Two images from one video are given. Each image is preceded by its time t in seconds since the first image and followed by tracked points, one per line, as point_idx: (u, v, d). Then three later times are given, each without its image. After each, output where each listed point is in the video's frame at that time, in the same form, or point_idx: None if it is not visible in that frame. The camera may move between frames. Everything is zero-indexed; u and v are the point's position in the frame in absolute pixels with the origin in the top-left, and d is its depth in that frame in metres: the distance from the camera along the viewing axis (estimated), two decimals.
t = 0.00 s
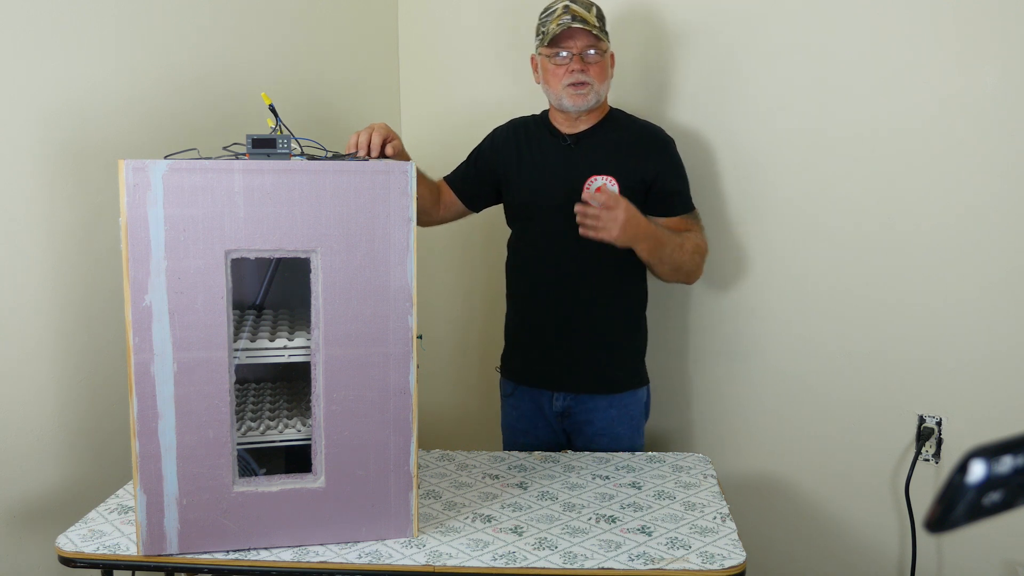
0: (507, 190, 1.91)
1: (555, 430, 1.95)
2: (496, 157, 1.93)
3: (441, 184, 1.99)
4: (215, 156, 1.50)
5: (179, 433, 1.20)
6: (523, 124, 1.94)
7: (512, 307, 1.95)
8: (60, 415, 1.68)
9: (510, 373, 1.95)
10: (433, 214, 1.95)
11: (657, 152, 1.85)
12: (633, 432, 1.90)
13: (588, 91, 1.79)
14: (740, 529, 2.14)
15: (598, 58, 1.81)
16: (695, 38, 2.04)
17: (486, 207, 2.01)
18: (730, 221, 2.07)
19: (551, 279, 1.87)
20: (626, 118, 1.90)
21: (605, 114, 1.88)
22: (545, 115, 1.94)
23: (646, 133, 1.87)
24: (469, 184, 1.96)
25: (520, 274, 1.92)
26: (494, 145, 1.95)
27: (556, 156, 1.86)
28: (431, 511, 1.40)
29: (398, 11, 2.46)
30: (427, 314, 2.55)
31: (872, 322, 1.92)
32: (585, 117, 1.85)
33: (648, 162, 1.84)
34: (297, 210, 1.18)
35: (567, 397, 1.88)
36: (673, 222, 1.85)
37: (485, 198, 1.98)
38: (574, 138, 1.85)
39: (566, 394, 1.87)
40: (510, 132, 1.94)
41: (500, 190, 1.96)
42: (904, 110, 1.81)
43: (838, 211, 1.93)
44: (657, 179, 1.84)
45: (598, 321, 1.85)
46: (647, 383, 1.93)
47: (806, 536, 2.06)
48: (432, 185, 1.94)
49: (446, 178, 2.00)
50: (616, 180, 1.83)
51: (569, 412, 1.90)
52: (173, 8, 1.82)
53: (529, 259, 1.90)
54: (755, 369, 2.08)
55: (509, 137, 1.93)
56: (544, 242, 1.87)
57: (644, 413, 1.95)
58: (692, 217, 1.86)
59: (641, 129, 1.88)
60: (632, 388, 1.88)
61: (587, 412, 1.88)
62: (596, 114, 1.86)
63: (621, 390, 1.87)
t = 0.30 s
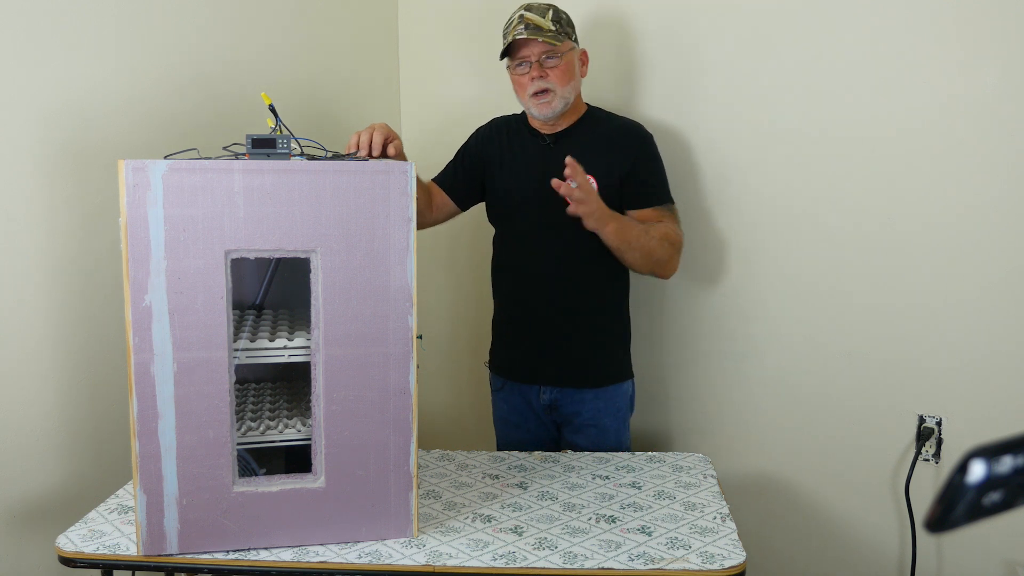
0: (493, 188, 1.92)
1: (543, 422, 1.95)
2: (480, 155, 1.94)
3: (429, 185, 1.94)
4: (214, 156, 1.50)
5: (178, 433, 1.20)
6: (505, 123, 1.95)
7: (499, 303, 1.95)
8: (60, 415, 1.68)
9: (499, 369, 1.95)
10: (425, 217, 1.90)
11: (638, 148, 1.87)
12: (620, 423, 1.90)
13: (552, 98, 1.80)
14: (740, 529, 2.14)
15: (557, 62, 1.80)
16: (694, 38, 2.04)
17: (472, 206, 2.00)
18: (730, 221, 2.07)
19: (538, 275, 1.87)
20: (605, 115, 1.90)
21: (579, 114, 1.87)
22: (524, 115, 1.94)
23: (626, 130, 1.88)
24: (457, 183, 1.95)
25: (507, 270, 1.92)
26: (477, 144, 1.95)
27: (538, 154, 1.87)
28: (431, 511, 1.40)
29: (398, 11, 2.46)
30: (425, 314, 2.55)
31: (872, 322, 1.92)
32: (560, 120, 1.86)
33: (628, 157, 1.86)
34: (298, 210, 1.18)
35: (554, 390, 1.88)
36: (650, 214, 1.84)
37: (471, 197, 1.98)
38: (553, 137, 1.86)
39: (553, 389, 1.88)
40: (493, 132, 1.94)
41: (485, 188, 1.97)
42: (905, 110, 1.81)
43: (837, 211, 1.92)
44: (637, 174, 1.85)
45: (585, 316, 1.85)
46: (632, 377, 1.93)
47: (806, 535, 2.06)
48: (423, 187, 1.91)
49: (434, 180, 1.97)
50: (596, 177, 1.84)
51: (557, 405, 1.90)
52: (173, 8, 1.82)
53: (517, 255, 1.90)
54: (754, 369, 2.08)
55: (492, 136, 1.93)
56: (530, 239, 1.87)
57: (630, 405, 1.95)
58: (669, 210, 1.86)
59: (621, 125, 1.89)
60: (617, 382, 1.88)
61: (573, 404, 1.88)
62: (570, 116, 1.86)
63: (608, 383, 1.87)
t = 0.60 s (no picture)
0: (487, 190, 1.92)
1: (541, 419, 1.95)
2: (472, 158, 1.94)
3: (425, 187, 1.91)
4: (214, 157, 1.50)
5: (178, 433, 1.20)
6: (497, 125, 1.94)
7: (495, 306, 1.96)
8: (60, 415, 1.68)
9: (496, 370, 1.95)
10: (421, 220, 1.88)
11: (627, 143, 1.85)
12: (617, 422, 1.90)
13: (551, 93, 1.80)
14: (740, 529, 2.14)
15: (558, 57, 1.81)
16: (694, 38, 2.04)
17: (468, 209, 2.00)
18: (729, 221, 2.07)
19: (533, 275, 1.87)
20: (597, 113, 1.90)
21: (573, 112, 1.88)
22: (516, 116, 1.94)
23: (617, 126, 1.87)
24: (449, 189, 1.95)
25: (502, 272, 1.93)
26: (469, 146, 1.95)
27: (527, 155, 1.87)
28: (431, 511, 1.40)
29: (398, 11, 2.46)
30: (425, 313, 2.55)
31: (872, 322, 1.92)
32: (554, 118, 1.85)
33: (616, 154, 1.84)
34: (297, 210, 1.18)
35: (553, 389, 1.88)
36: (636, 212, 1.82)
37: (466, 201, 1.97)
38: (544, 137, 1.86)
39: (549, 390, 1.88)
40: (485, 134, 1.94)
41: (479, 189, 1.97)
42: (904, 110, 1.81)
43: (837, 211, 1.92)
44: (625, 169, 1.82)
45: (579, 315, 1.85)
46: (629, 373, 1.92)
47: (806, 535, 2.06)
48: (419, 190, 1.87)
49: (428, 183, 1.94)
50: (587, 175, 1.83)
51: (554, 404, 1.90)
52: (173, 8, 1.82)
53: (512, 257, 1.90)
54: (754, 369, 2.08)
55: (484, 138, 1.94)
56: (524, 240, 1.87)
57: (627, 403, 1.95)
58: (655, 207, 1.82)
59: (611, 123, 1.87)
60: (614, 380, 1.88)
61: (571, 402, 1.88)
62: (565, 113, 1.86)
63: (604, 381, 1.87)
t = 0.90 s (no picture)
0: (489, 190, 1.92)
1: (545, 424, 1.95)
2: (475, 158, 1.94)
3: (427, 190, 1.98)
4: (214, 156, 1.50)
5: (178, 433, 1.20)
6: (501, 125, 1.94)
7: (497, 309, 1.96)
8: (60, 415, 1.68)
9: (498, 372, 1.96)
10: (423, 223, 1.94)
11: (634, 146, 1.85)
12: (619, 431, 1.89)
13: (555, 88, 1.81)
14: (741, 530, 2.14)
15: (563, 54, 1.83)
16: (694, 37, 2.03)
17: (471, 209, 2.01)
18: (729, 221, 2.07)
19: (535, 277, 1.87)
20: (602, 114, 1.89)
21: (578, 109, 1.88)
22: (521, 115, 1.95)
23: (623, 129, 1.86)
24: (453, 190, 1.96)
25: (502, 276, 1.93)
26: (473, 146, 1.95)
27: (531, 155, 1.87)
28: (431, 511, 1.40)
29: (398, 11, 2.46)
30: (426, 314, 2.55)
31: (872, 321, 1.92)
32: (558, 115, 1.86)
33: (622, 158, 1.84)
34: (297, 210, 1.18)
35: (553, 394, 1.90)
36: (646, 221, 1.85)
37: (469, 202, 1.98)
38: (548, 137, 1.86)
39: (552, 392, 1.90)
40: (489, 135, 1.94)
41: (482, 190, 1.97)
42: (904, 110, 1.81)
43: (837, 211, 1.92)
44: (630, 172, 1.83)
45: (582, 319, 1.85)
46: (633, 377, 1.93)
47: (806, 535, 2.06)
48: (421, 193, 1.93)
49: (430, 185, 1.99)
50: (593, 176, 1.83)
51: (556, 410, 1.92)
52: (172, 7, 1.82)
53: (512, 258, 1.90)
54: (754, 369, 2.08)
55: (487, 138, 1.94)
56: (526, 242, 1.87)
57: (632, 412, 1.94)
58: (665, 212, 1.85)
59: (616, 124, 1.87)
60: (617, 384, 1.88)
61: (574, 410, 1.90)
62: (569, 111, 1.87)
63: (605, 386, 1.87)
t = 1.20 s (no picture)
0: (502, 192, 1.90)
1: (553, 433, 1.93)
2: (488, 158, 1.92)
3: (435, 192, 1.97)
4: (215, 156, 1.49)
5: (178, 433, 1.20)
6: (515, 125, 1.93)
7: (506, 313, 1.94)
8: (59, 415, 1.68)
9: (507, 378, 1.94)
10: (429, 223, 1.93)
11: (653, 151, 1.86)
12: (631, 435, 1.89)
13: (577, 88, 1.80)
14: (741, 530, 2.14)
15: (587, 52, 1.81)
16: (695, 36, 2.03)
17: (481, 212, 2.00)
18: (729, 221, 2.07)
19: (549, 281, 1.86)
20: (619, 116, 1.89)
21: (597, 112, 1.87)
22: (537, 114, 1.93)
23: (640, 133, 1.87)
24: (464, 191, 1.94)
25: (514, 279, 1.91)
26: (486, 146, 1.93)
27: (548, 155, 1.85)
28: (431, 511, 1.40)
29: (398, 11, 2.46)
30: (427, 314, 2.55)
31: (873, 321, 1.92)
32: (577, 117, 1.85)
33: (641, 163, 1.84)
34: (297, 210, 1.18)
35: (563, 400, 1.87)
36: (673, 225, 1.89)
37: (479, 204, 1.97)
38: (567, 137, 1.84)
39: (563, 399, 1.87)
40: (502, 135, 1.93)
41: (494, 191, 1.95)
42: (904, 110, 1.81)
43: (838, 211, 1.92)
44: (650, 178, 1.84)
45: (597, 324, 1.84)
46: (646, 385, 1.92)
47: (806, 535, 2.06)
48: (429, 193, 1.92)
49: (439, 186, 1.98)
50: (612, 178, 1.82)
51: (567, 419, 1.90)
52: (172, 7, 1.82)
53: (524, 261, 1.89)
54: (755, 369, 2.08)
55: (502, 138, 1.92)
56: (539, 245, 1.86)
57: (643, 418, 1.94)
58: (688, 216, 1.89)
59: (633, 128, 1.88)
60: (632, 390, 1.87)
61: (587, 418, 1.88)
62: (588, 113, 1.86)
63: (619, 392, 1.86)
